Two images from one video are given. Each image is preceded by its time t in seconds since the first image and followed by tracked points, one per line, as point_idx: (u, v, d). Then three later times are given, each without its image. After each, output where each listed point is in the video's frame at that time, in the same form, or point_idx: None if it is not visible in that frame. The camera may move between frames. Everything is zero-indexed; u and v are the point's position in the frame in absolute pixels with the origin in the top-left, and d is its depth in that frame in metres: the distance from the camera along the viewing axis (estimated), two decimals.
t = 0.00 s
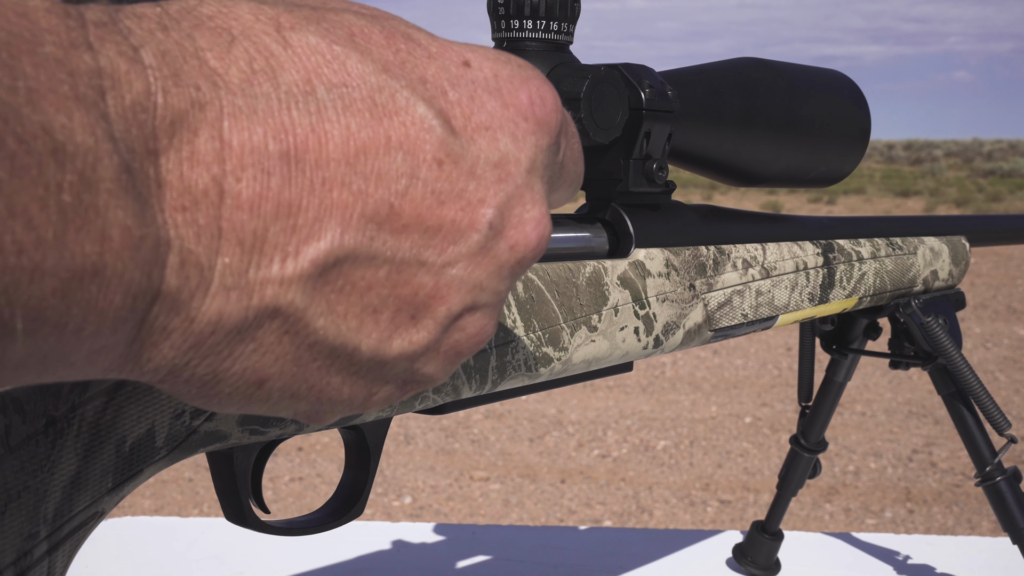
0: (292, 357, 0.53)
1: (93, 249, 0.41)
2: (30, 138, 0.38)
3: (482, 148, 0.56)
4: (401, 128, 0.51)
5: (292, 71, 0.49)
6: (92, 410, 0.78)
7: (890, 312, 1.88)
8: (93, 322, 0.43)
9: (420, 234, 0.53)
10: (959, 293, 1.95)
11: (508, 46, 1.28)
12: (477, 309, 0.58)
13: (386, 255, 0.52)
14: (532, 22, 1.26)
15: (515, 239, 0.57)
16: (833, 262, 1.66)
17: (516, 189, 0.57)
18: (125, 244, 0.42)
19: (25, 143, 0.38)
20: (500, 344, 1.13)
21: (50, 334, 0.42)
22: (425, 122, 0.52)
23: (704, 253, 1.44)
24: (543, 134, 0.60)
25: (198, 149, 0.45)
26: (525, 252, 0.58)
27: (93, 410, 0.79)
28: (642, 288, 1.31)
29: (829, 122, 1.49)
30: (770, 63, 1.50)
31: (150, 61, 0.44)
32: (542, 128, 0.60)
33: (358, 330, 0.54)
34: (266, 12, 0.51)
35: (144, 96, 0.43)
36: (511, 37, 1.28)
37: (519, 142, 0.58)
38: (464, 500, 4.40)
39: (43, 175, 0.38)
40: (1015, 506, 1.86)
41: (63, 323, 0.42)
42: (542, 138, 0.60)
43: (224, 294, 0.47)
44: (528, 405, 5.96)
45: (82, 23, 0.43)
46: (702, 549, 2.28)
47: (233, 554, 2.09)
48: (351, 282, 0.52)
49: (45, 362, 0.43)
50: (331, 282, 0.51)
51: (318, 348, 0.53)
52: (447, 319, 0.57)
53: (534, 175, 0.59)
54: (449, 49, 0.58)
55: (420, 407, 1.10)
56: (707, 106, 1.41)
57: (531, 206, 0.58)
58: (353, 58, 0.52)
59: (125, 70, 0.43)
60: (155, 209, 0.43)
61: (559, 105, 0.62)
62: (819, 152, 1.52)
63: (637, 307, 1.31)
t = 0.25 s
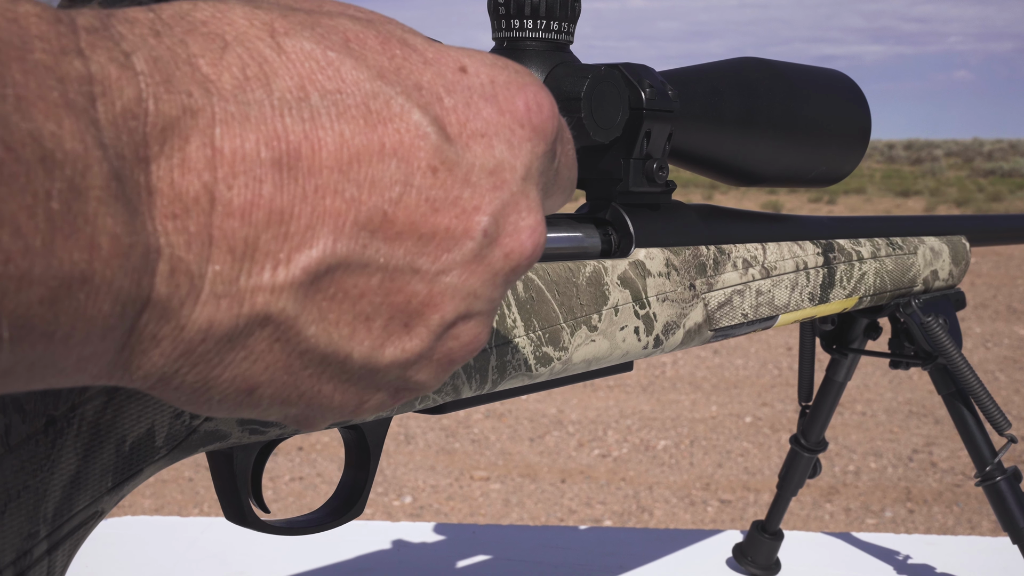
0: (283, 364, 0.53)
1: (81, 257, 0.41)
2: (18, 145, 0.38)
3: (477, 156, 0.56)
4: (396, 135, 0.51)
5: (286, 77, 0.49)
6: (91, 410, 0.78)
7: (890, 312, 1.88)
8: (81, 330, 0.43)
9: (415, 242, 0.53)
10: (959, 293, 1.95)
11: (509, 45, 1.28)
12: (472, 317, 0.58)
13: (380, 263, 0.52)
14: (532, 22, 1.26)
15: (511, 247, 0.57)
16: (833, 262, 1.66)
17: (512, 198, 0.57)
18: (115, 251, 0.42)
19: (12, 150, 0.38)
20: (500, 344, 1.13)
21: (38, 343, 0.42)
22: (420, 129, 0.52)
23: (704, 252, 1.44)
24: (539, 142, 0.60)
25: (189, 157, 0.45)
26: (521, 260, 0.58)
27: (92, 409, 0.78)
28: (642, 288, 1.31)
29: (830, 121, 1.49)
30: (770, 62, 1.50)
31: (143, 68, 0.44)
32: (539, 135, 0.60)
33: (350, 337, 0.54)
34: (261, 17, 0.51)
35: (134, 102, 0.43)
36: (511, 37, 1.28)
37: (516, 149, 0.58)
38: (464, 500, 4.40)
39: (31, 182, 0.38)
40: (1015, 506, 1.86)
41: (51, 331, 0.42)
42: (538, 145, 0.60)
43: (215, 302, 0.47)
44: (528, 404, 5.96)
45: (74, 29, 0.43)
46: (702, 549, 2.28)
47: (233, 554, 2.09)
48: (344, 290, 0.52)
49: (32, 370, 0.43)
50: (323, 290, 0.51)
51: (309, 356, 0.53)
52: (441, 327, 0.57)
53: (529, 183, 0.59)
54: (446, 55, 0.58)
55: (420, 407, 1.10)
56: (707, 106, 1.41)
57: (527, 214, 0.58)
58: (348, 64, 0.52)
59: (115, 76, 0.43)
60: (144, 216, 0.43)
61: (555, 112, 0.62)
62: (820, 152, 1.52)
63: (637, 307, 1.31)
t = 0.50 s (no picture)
0: (270, 370, 0.52)
1: (64, 263, 0.40)
2: None
3: (467, 160, 0.54)
4: (385, 138, 0.50)
5: (274, 80, 0.48)
6: (91, 409, 0.79)
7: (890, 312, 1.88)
8: (65, 335, 0.42)
9: (403, 247, 0.52)
10: (958, 293, 1.96)
11: (508, 45, 1.28)
12: (461, 322, 0.56)
13: (367, 268, 0.51)
14: (532, 22, 1.26)
15: (501, 251, 0.56)
16: (833, 262, 1.66)
17: (501, 202, 0.56)
18: (99, 257, 0.41)
19: None
20: (500, 343, 1.13)
21: (22, 350, 0.41)
22: (410, 132, 0.51)
23: (704, 252, 1.44)
24: (530, 145, 0.58)
25: (175, 161, 0.44)
26: (511, 262, 0.57)
27: (92, 409, 0.79)
28: (641, 287, 1.31)
29: (829, 121, 1.50)
30: (770, 62, 1.50)
31: (128, 71, 0.43)
32: (529, 138, 0.58)
33: (338, 342, 0.53)
34: (249, 19, 0.50)
35: (119, 107, 0.42)
36: (511, 37, 1.27)
37: (506, 153, 0.56)
38: (464, 500, 4.40)
39: (14, 188, 0.38)
40: (1015, 506, 1.86)
41: (33, 338, 0.41)
42: (529, 148, 0.58)
43: (201, 308, 0.47)
44: (528, 404, 5.96)
45: (57, 31, 0.42)
46: (702, 548, 2.28)
47: (232, 554, 2.09)
48: (332, 296, 0.51)
49: (15, 376, 0.43)
50: (310, 295, 0.50)
51: (297, 362, 0.52)
52: (430, 332, 0.55)
53: (520, 186, 0.57)
54: (437, 56, 0.56)
55: (420, 407, 1.10)
56: (707, 105, 1.40)
57: (518, 218, 0.57)
58: (337, 67, 0.50)
59: (101, 79, 0.42)
60: (130, 222, 0.43)
61: (548, 115, 0.60)
62: (819, 153, 1.52)
63: (637, 306, 1.31)
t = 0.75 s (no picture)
0: (253, 373, 0.51)
1: (41, 266, 0.39)
2: None
3: (452, 160, 0.53)
4: (370, 139, 0.49)
5: (257, 80, 0.47)
6: (90, 409, 0.79)
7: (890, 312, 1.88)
8: (43, 337, 0.41)
9: (388, 248, 0.51)
10: (957, 293, 1.96)
11: (507, 45, 1.27)
12: (446, 324, 0.55)
13: (352, 269, 0.50)
14: (531, 22, 1.26)
15: (487, 252, 0.55)
16: (833, 262, 1.66)
17: (488, 202, 0.55)
18: (78, 258, 0.40)
19: None
20: (499, 343, 1.13)
21: None
22: (394, 133, 0.50)
23: (703, 252, 1.44)
24: (516, 146, 0.57)
25: (156, 162, 0.42)
26: (497, 264, 0.56)
27: (91, 409, 0.79)
28: (641, 287, 1.31)
29: (829, 121, 1.50)
30: (769, 63, 1.50)
31: (108, 71, 0.42)
32: (516, 139, 0.57)
33: (321, 344, 0.51)
34: (232, 19, 0.49)
35: (98, 106, 0.41)
36: (509, 36, 1.27)
37: (492, 152, 0.55)
38: (464, 500, 4.40)
39: None
40: (1015, 506, 1.86)
41: (9, 340, 0.40)
42: (515, 149, 0.57)
43: (182, 310, 0.45)
44: (528, 404, 5.96)
45: (34, 31, 0.41)
46: (702, 549, 2.28)
47: (232, 554, 2.09)
48: (316, 298, 0.50)
49: None
50: (293, 297, 0.49)
51: (280, 365, 0.51)
52: (415, 334, 0.54)
53: (506, 187, 0.56)
54: (423, 56, 0.55)
55: (419, 407, 1.10)
56: (706, 105, 1.41)
57: (504, 218, 0.56)
58: (321, 67, 0.49)
59: (80, 81, 0.41)
60: (108, 224, 0.41)
61: (535, 116, 0.60)
62: (819, 153, 1.52)
63: (636, 306, 1.31)
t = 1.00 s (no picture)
0: (232, 376, 0.48)
1: (13, 267, 0.37)
2: None
3: (435, 159, 0.50)
4: (350, 137, 0.46)
5: (235, 76, 0.44)
6: (91, 409, 0.79)
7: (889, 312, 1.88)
8: (14, 341, 0.39)
9: (370, 247, 0.47)
10: (957, 293, 1.96)
11: (507, 46, 1.27)
12: (430, 323, 0.52)
13: (333, 269, 0.47)
14: (531, 22, 1.26)
15: (470, 251, 0.51)
16: (832, 261, 1.66)
17: (470, 200, 0.51)
18: (49, 259, 0.38)
19: None
20: (499, 343, 1.13)
21: None
22: (376, 129, 0.47)
23: (703, 252, 1.44)
24: (499, 144, 0.53)
25: (131, 161, 0.40)
26: (481, 262, 0.52)
27: (91, 409, 0.79)
28: (641, 287, 1.31)
29: (829, 121, 1.50)
30: (768, 62, 1.50)
31: (82, 69, 0.39)
32: (498, 136, 0.53)
33: (302, 346, 0.48)
34: (209, 15, 0.46)
35: (71, 105, 0.38)
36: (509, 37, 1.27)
37: (475, 151, 0.52)
38: (464, 499, 4.40)
39: None
40: (1016, 506, 1.86)
41: None
42: (498, 147, 0.53)
43: (159, 312, 0.43)
44: (528, 404, 5.97)
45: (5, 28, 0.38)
46: (702, 548, 2.28)
47: (232, 553, 2.09)
48: (295, 299, 0.47)
49: None
50: (272, 299, 0.46)
51: (259, 367, 0.48)
52: (398, 334, 0.51)
53: (489, 186, 0.52)
54: (404, 52, 0.52)
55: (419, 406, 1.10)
56: (706, 105, 1.41)
57: (487, 216, 0.52)
58: (301, 62, 0.46)
59: (54, 81, 0.38)
60: (82, 225, 0.39)
61: (519, 113, 0.55)
62: (819, 152, 1.52)
63: (636, 306, 1.31)
